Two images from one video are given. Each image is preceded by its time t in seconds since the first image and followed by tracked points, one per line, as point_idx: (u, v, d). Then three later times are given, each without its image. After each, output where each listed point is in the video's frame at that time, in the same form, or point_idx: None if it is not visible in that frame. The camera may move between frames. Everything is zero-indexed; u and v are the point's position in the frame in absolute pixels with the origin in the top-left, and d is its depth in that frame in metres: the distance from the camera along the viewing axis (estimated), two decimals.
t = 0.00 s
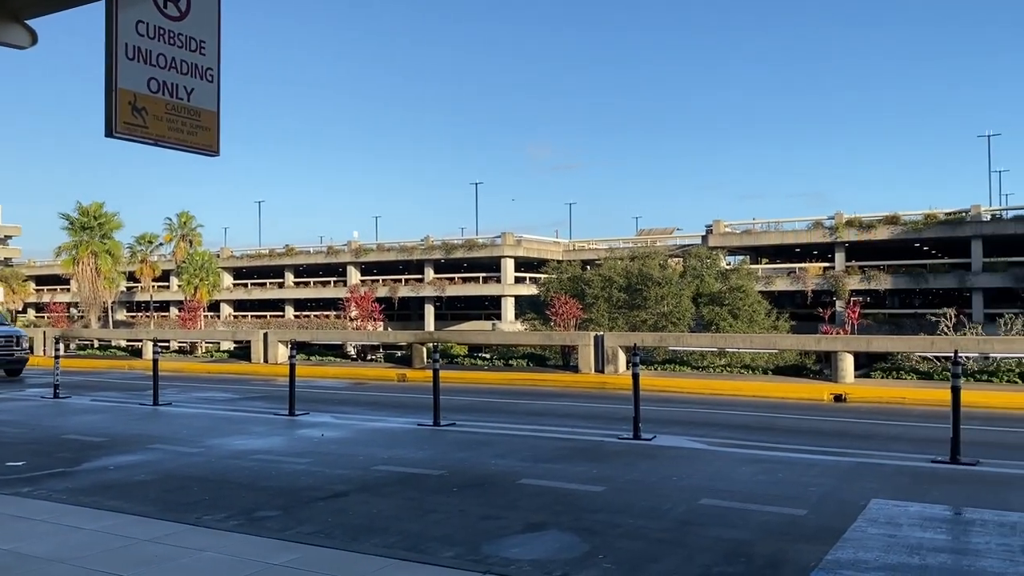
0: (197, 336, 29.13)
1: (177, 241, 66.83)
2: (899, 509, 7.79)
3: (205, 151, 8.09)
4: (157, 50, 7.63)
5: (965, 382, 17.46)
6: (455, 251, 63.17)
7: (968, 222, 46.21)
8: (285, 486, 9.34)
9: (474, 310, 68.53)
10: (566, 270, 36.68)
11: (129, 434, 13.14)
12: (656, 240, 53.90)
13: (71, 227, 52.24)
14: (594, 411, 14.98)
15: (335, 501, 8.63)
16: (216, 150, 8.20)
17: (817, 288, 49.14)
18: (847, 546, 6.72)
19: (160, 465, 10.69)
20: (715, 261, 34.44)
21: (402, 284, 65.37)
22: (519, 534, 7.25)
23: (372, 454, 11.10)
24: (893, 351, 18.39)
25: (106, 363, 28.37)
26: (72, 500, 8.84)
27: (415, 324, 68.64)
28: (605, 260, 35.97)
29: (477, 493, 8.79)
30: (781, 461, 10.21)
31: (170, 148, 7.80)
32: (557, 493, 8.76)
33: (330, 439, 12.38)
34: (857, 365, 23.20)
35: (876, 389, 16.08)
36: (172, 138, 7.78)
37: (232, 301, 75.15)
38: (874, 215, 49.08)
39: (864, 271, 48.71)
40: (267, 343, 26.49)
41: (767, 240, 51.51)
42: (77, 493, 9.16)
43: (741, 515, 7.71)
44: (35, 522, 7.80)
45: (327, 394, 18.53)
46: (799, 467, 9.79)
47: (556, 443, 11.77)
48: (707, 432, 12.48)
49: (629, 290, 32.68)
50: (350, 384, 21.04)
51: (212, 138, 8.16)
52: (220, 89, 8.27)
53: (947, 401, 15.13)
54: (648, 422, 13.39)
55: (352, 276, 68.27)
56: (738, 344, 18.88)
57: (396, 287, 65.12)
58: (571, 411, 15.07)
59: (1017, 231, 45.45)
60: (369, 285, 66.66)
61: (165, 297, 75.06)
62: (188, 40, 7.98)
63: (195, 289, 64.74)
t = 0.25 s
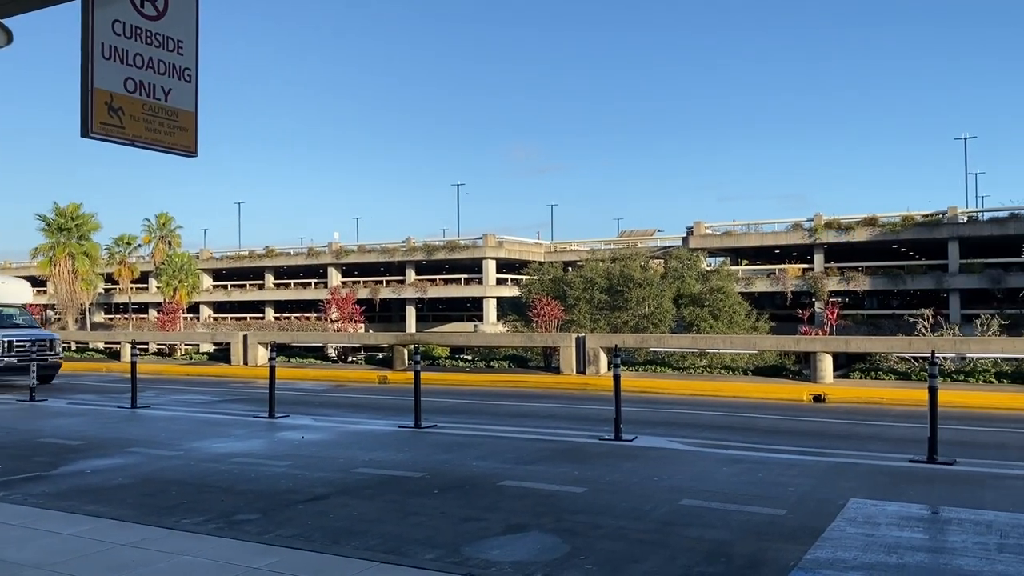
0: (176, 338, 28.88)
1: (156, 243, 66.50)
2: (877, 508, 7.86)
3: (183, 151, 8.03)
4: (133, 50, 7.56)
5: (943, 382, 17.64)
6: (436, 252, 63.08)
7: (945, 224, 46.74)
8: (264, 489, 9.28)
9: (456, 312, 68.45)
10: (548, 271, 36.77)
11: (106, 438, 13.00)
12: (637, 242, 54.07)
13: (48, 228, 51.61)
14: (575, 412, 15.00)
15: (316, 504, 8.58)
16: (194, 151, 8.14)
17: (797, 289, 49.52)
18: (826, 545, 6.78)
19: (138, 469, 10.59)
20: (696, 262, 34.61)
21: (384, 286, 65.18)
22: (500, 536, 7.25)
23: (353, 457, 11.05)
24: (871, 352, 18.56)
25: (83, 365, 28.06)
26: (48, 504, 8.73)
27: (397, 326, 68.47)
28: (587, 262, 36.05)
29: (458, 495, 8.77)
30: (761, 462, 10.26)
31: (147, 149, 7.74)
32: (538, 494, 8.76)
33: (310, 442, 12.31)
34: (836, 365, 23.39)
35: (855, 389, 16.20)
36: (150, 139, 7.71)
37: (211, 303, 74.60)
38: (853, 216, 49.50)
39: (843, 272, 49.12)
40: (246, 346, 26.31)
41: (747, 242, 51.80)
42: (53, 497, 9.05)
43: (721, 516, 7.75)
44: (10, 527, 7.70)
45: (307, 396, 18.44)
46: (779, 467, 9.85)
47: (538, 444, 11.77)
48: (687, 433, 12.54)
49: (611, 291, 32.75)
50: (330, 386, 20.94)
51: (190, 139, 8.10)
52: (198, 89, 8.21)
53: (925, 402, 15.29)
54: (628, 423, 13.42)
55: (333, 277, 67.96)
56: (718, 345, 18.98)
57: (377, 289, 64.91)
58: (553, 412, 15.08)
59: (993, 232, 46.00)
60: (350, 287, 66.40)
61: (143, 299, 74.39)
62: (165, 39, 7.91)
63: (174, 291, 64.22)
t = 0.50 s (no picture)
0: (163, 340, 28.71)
1: (141, 243, 66.31)
2: (864, 508, 7.89)
3: (168, 152, 7.99)
4: (118, 50, 7.51)
5: (929, 382, 17.74)
6: (424, 253, 63.03)
7: (931, 225, 47.02)
8: (252, 492, 9.22)
9: (444, 313, 68.38)
10: (536, 272, 36.81)
11: (92, 440, 12.90)
12: (625, 243, 54.15)
13: (33, 229, 51.36)
14: (564, 413, 15.00)
15: (303, 506, 8.54)
16: (180, 152, 8.10)
17: (784, 290, 49.73)
18: (813, 545, 6.80)
19: (123, 471, 10.51)
20: (684, 263, 34.71)
21: (372, 287, 65.05)
22: (488, 537, 7.23)
23: (340, 459, 11.01)
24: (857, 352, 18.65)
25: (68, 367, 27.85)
26: (33, 507, 8.65)
27: (385, 327, 68.35)
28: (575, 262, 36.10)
29: (446, 497, 8.75)
30: (749, 462, 10.28)
31: (132, 149, 7.69)
32: (526, 496, 8.74)
33: (298, 444, 12.26)
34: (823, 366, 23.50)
35: (842, 389, 16.27)
36: (135, 139, 7.67)
37: (198, 304, 74.23)
38: (840, 218, 49.74)
39: (830, 273, 49.35)
40: (233, 347, 26.18)
41: (735, 243, 51.96)
42: (38, 500, 8.97)
43: (709, 516, 7.75)
44: None
45: (295, 397, 18.35)
46: (767, 467, 9.88)
47: (527, 445, 11.76)
48: (675, 433, 12.55)
49: (599, 292, 32.78)
50: (318, 387, 20.86)
51: (175, 139, 8.05)
52: (184, 89, 8.16)
53: (911, 402, 15.38)
54: (616, 424, 13.44)
55: (320, 278, 67.74)
56: (706, 346, 19.01)
57: (365, 290, 64.74)
58: (541, 413, 15.08)
59: (978, 233, 46.31)
60: (338, 288, 66.21)
61: (129, 301, 73.94)
62: (150, 39, 7.86)
63: (161, 292, 63.93)
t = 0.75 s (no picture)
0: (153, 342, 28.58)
1: (132, 245, 65.97)
2: (855, 508, 7.92)
3: (158, 153, 7.97)
4: (108, 51, 7.48)
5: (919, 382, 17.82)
6: (416, 254, 63.02)
7: (922, 226, 47.20)
8: (242, 494, 9.20)
9: (436, 314, 68.33)
10: (529, 273, 36.81)
11: (82, 443, 12.84)
12: (618, 244, 54.19)
13: (23, 231, 51.11)
14: (557, 414, 15.00)
15: (294, 508, 8.52)
16: (170, 153, 8.08)
17: (776, 291, 49.86)
18: (805, 545, 6.82)
19: (114, 474, 10.46)
20: (676, 264, 34.76)
21: (364, 289, 64.95)
22: (481, 539, 7.22)
23: (332, 460, 10.98)
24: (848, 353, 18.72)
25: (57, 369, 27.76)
26: (21, 510, 8.61)
27: (377, 329, 68.25)
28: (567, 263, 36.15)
29: (437, 498, 8.74)
30: (740, 463, 10.30)
31: (122, 150, 7.66)
32: (519, 497, 8.74)
33: (289, 446, 12.23)
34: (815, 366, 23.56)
35: (833, 390, 16.33)
36: (125, 140, 7.64)
37: (189, 306, 73.98)
38: (831, 219, 49.89)
39: (821, 274, 49.49)
40: (225, 349, 26.10)
41: (726, 244, 52.06)
42: (27, 503, 8.92)
43: (700, 517, 7.77)
44: None
45: (286, 399, 18.31)
46: (758, 468, 9.90)
47: (519, 446, 11.76)
48: (667, 434, 12.57)
49: (591, 293, 32.80)
50: (310, 389, 20.83)
51: (166, 140, 8.03)
52: (175, 90, 8.14)
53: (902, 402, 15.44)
54: (608, 425, 13.45)
55: (312, 280, 67.60)
56: (698, 347, 19.05)
57: (357, 292, 64.65)
58: (534, 414, 15.08)
59: (968, 235, 46.50)
60: (329, 289, 66.08)
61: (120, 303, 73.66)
62: (141, 40, 7.83)
63: (151, 294, 63.55)
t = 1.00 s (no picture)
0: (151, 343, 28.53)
1: (130, 246, 65.89)
2: (853, 509, 7.93)
3: (156, 154, 7.96)
4: (106, 52, 7.48)
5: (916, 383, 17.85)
6: (414, 255, 63.02)
7: (918, 226, 47.25)
8: (240, 495, 9.19)
9: (434, 315, 68.30)
10: (526, 274, 36.80)
11: (79, 444, 12.82)
12: (615, 245, 54.20)
13: (19, 232, 51.10)
14: (555, 415, 15.00)
15: (292, 509, 8.51)
16: (167, 154, 8.07)
17: (773, 291, 49.89)
18: (802, 546, 6.83)
19: (111, 476, 10.45)
20: (673, 264, 34.77)
21: (361, 290, 64.91)
22: (479, 540, 7.21)
23: (329, 462, 10.97)
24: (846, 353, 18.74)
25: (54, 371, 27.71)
26: (18, 512, 8.60)
27: (375, 329, 68.23)
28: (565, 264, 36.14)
29: (435, 500, 8.73)
30: (738, 463, 10.31)
31: (120, 151, 7.66)
32: (516, 498, 8.74)
33: (287, 447, 12.22)
34: (812, 367, 23.57)
35: (831, 391, 16.35)
36: (123, 141, 7.64)
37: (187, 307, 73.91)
38: (828, 219, 49.91)
39: (819, 274, 49.52)
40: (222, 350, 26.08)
41: (724, 245, 52.08)
42: (24, 505, 8.90)
43: (699, 518, 7.77)
44: None
45: (284, 400, 18.29)
46: (756, 468, 9.91)
47: (516, 447, 11.75)
48: (664, 435, 12.58)
49: (589, 294, 32.82)
50: (307, 390, 20.81)
51: (163, 141, 8.02)
52: (172, 92, 8.14)
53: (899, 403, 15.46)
54: (606, 426, 13.46)
55: (309, 281, 67.54)
56: (696, 348, 19.05)
57: (355, 293, 64.62)
58: (532, 415, 15.08)
59: (965, 235, 46.53)
60: (327, 290, 66.02)
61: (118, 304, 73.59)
62: (139, 41, 7.83)
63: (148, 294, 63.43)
